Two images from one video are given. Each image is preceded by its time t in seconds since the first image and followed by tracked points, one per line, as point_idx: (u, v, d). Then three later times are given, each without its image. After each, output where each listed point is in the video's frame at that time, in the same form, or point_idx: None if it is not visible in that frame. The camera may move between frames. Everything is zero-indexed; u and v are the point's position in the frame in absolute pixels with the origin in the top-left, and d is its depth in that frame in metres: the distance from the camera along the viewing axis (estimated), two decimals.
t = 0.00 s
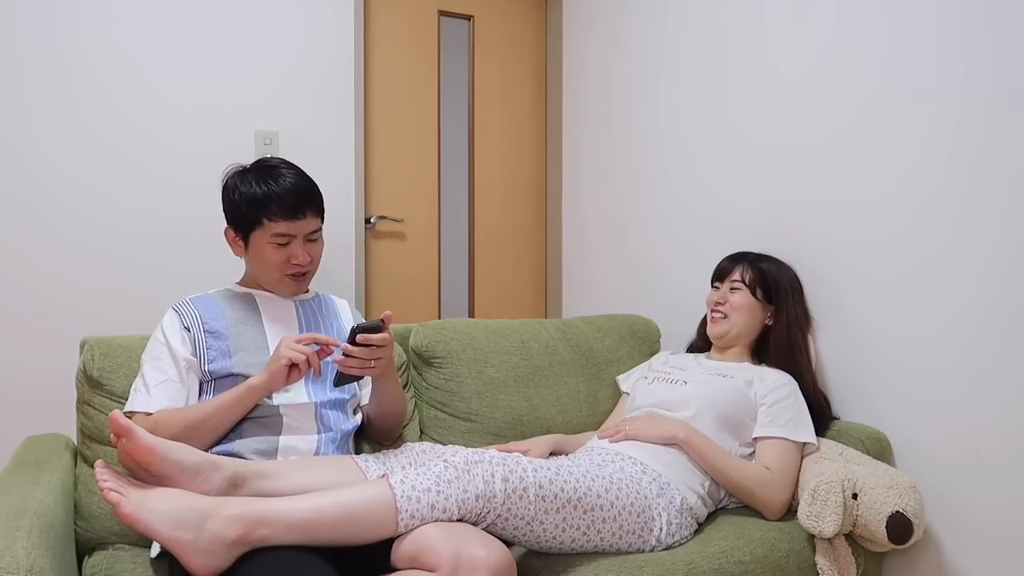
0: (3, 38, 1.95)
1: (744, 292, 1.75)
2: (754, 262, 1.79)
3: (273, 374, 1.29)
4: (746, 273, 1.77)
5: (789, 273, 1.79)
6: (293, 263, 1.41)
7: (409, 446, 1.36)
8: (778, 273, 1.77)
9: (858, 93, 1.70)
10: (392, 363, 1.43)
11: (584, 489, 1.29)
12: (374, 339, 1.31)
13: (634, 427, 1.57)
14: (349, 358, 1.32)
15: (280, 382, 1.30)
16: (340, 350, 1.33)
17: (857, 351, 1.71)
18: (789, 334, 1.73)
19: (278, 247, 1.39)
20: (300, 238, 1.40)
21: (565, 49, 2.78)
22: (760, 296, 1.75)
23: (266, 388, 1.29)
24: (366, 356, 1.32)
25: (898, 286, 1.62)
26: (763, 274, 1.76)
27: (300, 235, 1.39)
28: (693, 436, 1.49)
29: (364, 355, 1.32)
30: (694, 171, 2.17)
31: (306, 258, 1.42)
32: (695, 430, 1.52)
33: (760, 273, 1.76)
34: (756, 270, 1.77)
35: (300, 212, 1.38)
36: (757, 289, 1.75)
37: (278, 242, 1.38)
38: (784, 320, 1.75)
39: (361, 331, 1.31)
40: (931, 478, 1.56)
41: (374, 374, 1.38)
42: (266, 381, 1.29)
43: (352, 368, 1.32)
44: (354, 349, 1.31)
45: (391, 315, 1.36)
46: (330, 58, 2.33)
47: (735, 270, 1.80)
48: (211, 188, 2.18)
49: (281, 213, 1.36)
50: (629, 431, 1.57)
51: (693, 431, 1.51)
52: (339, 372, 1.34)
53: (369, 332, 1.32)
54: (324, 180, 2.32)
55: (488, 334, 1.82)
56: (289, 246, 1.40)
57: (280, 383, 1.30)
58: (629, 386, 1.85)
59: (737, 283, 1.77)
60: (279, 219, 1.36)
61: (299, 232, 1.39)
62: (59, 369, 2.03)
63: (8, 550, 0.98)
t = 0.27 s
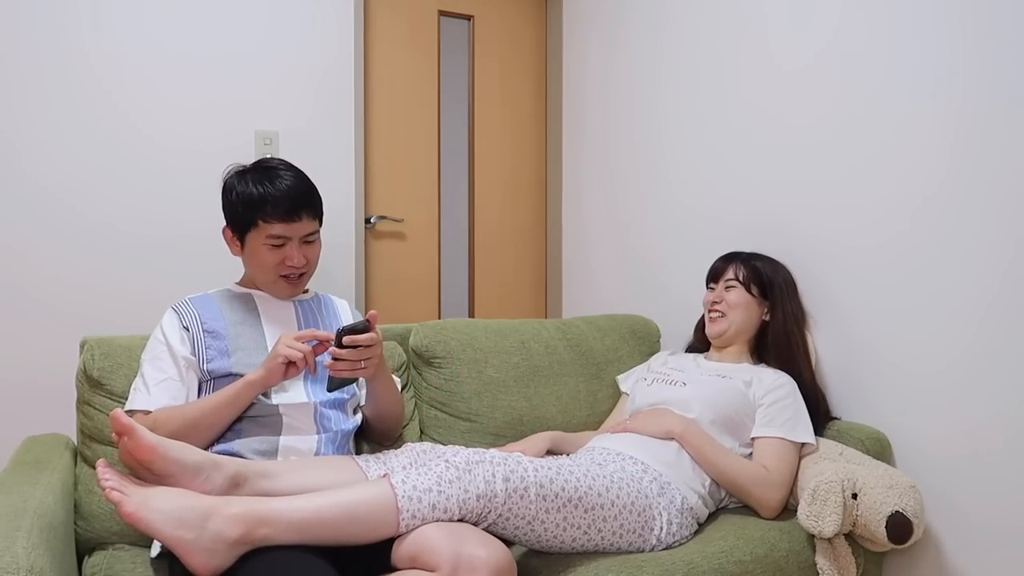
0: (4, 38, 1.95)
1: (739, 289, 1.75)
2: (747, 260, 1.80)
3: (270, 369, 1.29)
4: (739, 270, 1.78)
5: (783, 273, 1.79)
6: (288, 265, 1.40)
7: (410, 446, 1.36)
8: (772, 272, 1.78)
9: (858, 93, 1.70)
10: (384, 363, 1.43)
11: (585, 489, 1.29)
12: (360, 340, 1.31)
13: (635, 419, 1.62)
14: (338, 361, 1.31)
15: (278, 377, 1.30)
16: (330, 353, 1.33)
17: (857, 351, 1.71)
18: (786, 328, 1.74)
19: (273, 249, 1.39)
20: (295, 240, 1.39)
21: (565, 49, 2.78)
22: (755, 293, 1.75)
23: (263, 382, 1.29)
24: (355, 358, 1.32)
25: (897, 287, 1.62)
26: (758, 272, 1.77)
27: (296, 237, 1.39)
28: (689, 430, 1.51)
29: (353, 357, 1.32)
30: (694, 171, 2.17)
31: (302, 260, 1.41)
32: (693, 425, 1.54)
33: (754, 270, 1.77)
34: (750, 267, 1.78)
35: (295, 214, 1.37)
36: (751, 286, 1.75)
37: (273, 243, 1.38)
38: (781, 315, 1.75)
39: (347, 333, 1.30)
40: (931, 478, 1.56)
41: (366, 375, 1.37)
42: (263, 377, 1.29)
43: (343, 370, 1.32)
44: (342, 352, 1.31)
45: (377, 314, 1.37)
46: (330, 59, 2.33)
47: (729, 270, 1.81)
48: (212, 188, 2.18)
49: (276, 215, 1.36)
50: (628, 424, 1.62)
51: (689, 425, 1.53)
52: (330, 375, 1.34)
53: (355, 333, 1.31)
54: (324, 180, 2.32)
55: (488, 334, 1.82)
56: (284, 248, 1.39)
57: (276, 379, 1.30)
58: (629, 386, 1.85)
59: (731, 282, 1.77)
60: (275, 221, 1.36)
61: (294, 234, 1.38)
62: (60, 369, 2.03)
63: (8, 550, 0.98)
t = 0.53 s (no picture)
0: (4, 38, 1.95)
1: (739, 290, 1.75)
2: (744, 260, 1.80)
3: (270, 371, 1.29)
4: (737, 271, 1.78)
5: (781, 274, 1.79)
6: (286, 266, 1.40)
7: (409, 446, 1.36)
8: (770, 272, 1.78)
9: (857, 93, 1.70)
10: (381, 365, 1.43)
11: (584, 489, 1.29)
12: (356, 343, 1.31)
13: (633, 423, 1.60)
14: (335, 365, 1.31)
15: (277, 378, 1.30)
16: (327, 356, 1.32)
17: (857, 351, 1.70)
18: (784, 328, 1.73)
19: (271, 249, 1.39)
20: (293, 241, 1.39)
21: (565, 49, 2.78)
22: (754, 292, 1.75)
23: (263, 384, 1.29)
24: (352, 360, 1.32)
25: (897, 287, 1.62)
26: (755, 272, 1.77)
27: (294, 238, 1.39)
28: (687, 437, 1.50)
29: (349, 360, 1.32)
30: (693, 171, 2.17)
31: (300, 261, 1.41)
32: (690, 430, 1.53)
33: (752, 270, 1.77)
34: (747, 267, 1.78)
35: (293, 215, 1.37)
36: (750, 286, 1.76)
37: (271, 244, 1.38)
38: (779, 314, 1.75)
39: (342, 337, 1.30)
40: (931, 478, 1.56)
41: (363, 378, 1.37)
42: (263, 378, 1.29)
43: (338, 374, 1.32)
44: (338, 355, 1.30)
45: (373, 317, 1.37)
46: (330, 59, 2.33)
47: (726, 271, 1.81)
48: (212, 188, 2.18)
49: (273, 216, 1.36)
50: (626, 426, 1.61)
51: (688, 430, 1.52)
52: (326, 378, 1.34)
53: (351, 337, 1.31)
54: (324, 180, 2.32)
55: (488, 334, 1.82)
56: (283, 248, 1.39)
57: (276, 380, 1.30)
58: (629, 387, 1.85)
59: (730, 283, 1.77)
60: (273, 222, 1.36)
61: (292, 235, 1.38)
62: (60, 369, 2.03)
63: (8, 550, 0.98)
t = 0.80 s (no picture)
0: (4, 38, 1.95)
1: (739, 291, 1.75)
2: (745, 261, 1.79)
3: (272, 372, 1.30)
4: (737, 272, 1.78)
5: (782, 273, 1.79)
6: (285, 267, 1.40)
7: (409, 446, 1.36)
8: (770, 272, 1.78)
9: (857, 92, 1.70)
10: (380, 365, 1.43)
11: (583, 489, 1.29)
12: (358, 343, 1.31)
13: (633, 423, 1.59)
14: (336, 365, 1.31)
15: (278, 379, 1.30)
16: (327, 357, 1.32)
17: (857, 351, 1.70)
18: (784, 329, 1.73)
19: (270, 250, 1.39)
20: (292, 242, 1.39)
21: (565, 49, 2.78)
22: (755, 293, 1.75)
23: (264, 385, 1.30)
24: (353, 361, 1.32)
25: (897, 286, 1.61)
26: (755, 272, 1.76)
27: (293, 238, 1.39)
28: (687, 437, 1.50)
29: (350, 360, 1.32)
30: (693, 171, 2.17)
31: (300, 261, 1.41)
32: (690, 431, 1.53)
33: (752, 271, 1.77)
34: (748, 268, 1.77)
35: (291, 216, 1.37)
36: (750, 287, 1.75)
37: (270, 245, 1.38)
38: (779, 314, 1.75)
39: (343, 337, 1.30)
40: (931, 477, 1.56)
41: (362, 378, 1.37)
42: (264, 379, 1.30)
43: (340, 374, 1.32)
44: (339, 355, 1.30)
45: (372, 317, 1.38)
46: (330, 59, 2.33)
47: (726, 271, 1.80)
48: (212, 188, 2.18)
49: (272, 217, 1.36)
50: (626, 426, 1.60)
51: (687, 431, 1.51)
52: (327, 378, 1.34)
53: (352, 336, 1.31)
54: (324, 180, 2.32)
55: (489, 334, 1.82)
56: (281, 249, 1.39)
57: (277, 381, 1.30)
58: (629, 387, 1.85)
59: (731, 284, 1.77)
60: (271, 223, 1.36)
61: (290, 236, 1.38)
62: (60, 368, 2.03)
63: (8, 550, 0.98)
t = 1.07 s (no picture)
0: (4, 38, 1.95)
1: (742, 293, 1.74)
2: (750, 262, 1.78)
3: (272, 373, 1.29)
4: (742, 273, 1.77)
5: (784, 273, 1.79)
6: (284, 267, 1.40)
7: (409, 446, 1.36)
8: (774, 273, 1.78)
9: (857, 92, 1.70)
10: (381, 365, 1.43)
11: (583, 489, 1.29)
12: (357, 343, 1.31)
13: (633, 424, 1.59)
14: (335, 365, 1.31)
15: (278, 380, 1.30)
16: (327, 357, 1.32)
17: (857, 351, 1.70)
18: (785, 332, 1.73)
19: (269, 251, 1.39)
20: (291, 242, 1.39)
21: (565, 49, 2.78)
22: (758, 295, 1.74)
23: (264, 385, 1.29)
24: (352, 361, 1.32)
25: (897, 286, 1.61)
26: (760, 273, 1.76)
27: (292, 239, 1.39)
28: (688, 438, 1.49)
29: (349, 360, 1.32)
30: (693, 171, 2.17)
31: (299, 261, 1.41)
32: (690, 431, 1.52)
33: (757, 272, 1.76)
34: (752, 270, 1.76)
35: (291, 216, 1.37)
36: (754, 289, 1.75)
37: (269, 246, 1.38)
38: (781, 318, 1.75)
39: (342, 337, 1.30)
40: (931, 477, 1.56)
41: (362, 378, 1.37)
42: (264, 379, 1.29)
43: (339, 373, 1.32)
44: (338, 355, 1.30)
45: (372, 317, 1.37)
46: (330, 59, 2.33)
47: (731, 271, 1.79)
48: (212, 188, 2.18)
49: (271, 218, 1.36)
50: (626, 427, 1.59)
51: (688, 432, 1.51)
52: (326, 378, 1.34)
53: (351, 336, 1.31)
54: (324, 180, 2.32)
55: (488, 334, 1.82)
56: (281, 250, 1.39)
57: (277, 381, 1.30)
58: (629, 387, 1.85)
59: (734, 285, 1.76)
60: (270, 224, 1.36)
61: (289, 236, 1.38)
62: (60, 369, 2.03)
63: (8, 550, 0.98)
